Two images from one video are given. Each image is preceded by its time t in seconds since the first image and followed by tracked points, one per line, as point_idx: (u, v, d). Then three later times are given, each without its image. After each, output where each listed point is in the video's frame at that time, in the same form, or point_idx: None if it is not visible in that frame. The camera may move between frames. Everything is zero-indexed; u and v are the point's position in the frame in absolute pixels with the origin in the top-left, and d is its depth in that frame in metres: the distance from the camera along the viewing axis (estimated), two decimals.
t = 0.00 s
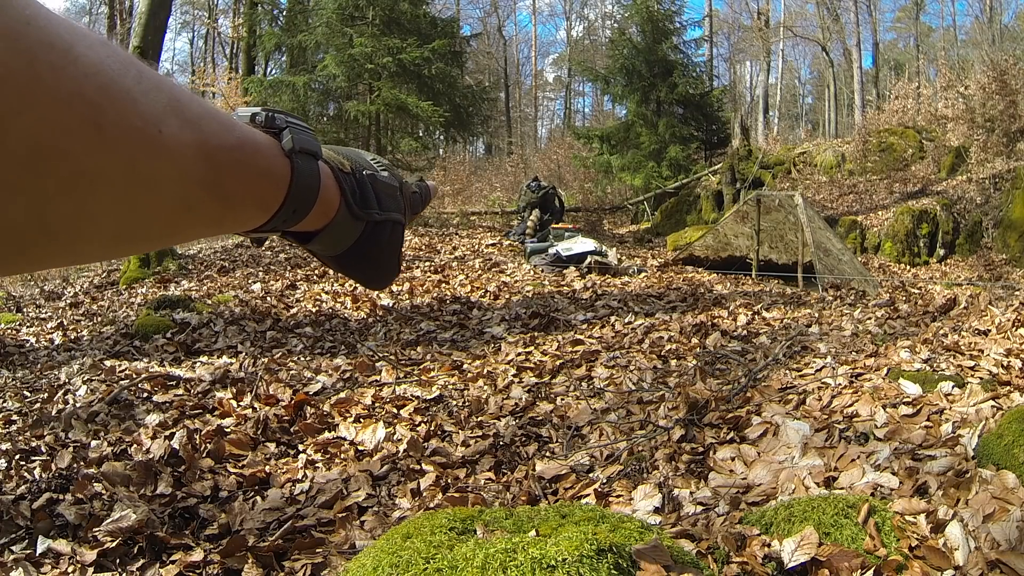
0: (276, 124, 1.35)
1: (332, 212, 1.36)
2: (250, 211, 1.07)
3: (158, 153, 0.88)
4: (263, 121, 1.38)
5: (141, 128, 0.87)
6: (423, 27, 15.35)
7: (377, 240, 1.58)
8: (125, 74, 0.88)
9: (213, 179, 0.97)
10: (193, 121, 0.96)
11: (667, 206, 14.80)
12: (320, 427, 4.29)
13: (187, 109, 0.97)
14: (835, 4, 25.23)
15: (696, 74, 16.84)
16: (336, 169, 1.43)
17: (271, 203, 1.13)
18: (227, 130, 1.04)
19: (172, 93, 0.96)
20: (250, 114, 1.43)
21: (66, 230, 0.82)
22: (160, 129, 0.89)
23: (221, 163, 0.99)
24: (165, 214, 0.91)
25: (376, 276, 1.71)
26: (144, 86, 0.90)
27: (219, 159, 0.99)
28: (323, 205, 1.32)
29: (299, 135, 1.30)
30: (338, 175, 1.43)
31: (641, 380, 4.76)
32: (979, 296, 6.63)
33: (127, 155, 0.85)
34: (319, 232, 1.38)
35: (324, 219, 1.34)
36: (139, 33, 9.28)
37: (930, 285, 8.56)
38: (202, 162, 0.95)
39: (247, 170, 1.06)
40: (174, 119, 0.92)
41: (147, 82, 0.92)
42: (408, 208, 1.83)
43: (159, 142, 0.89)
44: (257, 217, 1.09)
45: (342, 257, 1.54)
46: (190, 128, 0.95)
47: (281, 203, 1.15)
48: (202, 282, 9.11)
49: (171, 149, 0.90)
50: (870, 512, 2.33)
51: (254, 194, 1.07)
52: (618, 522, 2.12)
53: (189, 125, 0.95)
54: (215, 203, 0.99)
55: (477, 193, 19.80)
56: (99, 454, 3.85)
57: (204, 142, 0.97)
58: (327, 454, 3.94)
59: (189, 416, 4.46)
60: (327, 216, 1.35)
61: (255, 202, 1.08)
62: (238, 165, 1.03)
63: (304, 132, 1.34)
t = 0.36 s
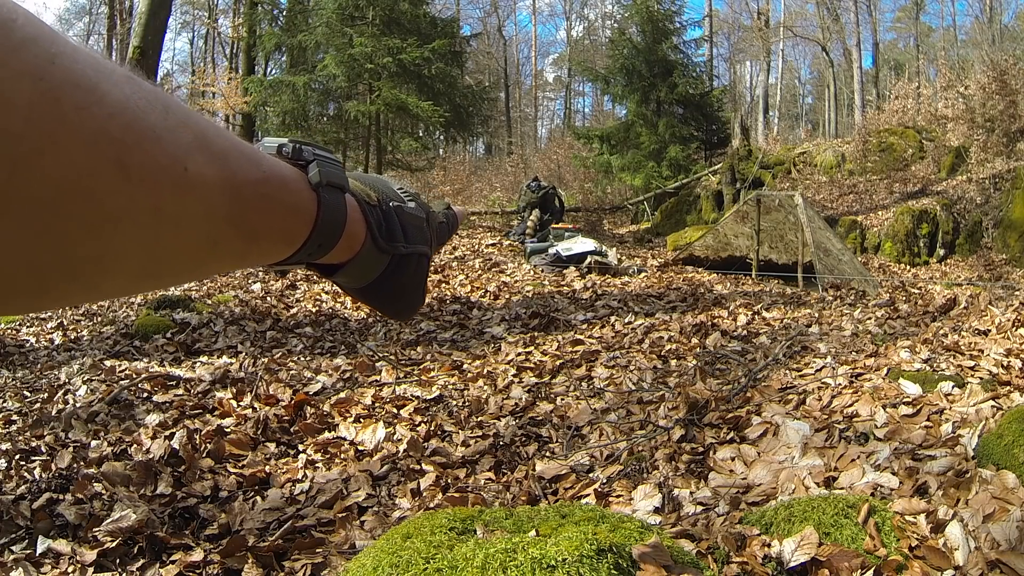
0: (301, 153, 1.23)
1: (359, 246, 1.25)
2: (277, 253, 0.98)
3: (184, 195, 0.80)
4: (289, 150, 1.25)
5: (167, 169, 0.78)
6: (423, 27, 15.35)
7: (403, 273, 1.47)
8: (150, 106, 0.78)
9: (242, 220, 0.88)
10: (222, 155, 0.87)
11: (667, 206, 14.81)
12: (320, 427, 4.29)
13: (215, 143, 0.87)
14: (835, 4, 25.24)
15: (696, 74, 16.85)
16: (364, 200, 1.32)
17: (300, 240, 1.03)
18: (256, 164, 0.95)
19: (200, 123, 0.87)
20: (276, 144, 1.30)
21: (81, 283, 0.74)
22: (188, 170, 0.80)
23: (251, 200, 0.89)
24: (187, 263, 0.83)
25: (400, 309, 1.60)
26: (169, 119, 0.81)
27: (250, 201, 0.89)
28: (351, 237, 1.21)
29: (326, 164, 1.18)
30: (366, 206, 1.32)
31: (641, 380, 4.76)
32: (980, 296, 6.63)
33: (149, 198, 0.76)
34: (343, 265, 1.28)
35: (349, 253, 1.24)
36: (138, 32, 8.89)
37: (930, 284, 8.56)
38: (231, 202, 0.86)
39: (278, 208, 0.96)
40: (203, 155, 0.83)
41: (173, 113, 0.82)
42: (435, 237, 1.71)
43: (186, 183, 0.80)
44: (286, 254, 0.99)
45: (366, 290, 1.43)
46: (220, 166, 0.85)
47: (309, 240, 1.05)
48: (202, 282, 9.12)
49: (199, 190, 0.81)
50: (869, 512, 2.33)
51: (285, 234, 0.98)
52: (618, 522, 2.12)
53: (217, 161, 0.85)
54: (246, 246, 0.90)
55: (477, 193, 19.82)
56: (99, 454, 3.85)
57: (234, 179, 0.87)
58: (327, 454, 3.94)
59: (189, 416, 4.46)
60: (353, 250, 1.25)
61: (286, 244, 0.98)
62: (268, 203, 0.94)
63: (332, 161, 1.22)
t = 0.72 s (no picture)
0: (309, 176, 1.34)
1: (364, 269, 1.37)
2: (279, 268, 1.09)
3: (185, 216, 0.92)
4: (298, 173, 1.36)
5: (167, 192, 0.90)
6: (423, 27, 15.33)
7: (409, 295, 1.58)
8: (155, 136, 0.92)
9: (242, 239, 1.01)
10: (224, 180, 1.00)
11: (667, 206, 14.80)
12: (320, 427, 4.29)
13: (217, 167, 1.00)
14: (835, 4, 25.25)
15: (696, 74, 16.84)
16: (373, 224, 1.44)
17: (305, 262, 1.16)
18: (262, 189, 1.08)
19: (204, 149, 1.01)
20: (287, 165, 1.42)
21: (95, 292, 0.87)
22: (188, 192, 0.93)
23: (249, 221, 1.02)
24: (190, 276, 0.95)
25: (407, 330, 1.71)
26: (174, 147, 0.94)
27: (247, 219, 1.02)
28: (357, 262, 1.34)
29: (334, 190, 1.29)
30: (374, 230, 1.43)
31: (641, 380, 4.76)
32: (979, 296, 6.64)
33: (152, 218, 0.89)
34: (351, 286, 1.40)
35: (356, 276, 1.36)
36: (138, 32, 8.74)
37: (930, 285, 8.56)
38: (229, 221, 0.98)
39: (277, 229, 1.08)
40: (201, 178, 0.96)
41: (176, 139, 0.96)
42: (444, 261, 1.83)
43: (187, 204, 0.92)
44: (287, 274, 1.12)
45: (373, 310, 1.55)
46: (218, 187, 0.98)
47: (314, 261, 1.18)
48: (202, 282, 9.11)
49: (195, 209, 0.93)
50: (870, 512, 2.33)
51: (285, 253, 1.10)
52: (619, 522, 2.12)
53: (219, 185, 0.98)
54: (245, 262, 1.02)
55: (477, 193, 19.82)
56: (99, 454, 3.85)
57: (234, 202, 1.00)
58: (327, 455, 3.94)
59: (189, 416, 4.46)
60: (360, 273, 1.37)
61: (287, 260, 1.11)
62: (268, 222, 1.06)
63: (340, 185, 1.34)
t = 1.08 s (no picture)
0: (255, 225, 1.33)
1: (313, 317, 1.35)
2: (222, 317, 1.07)
3: (120, 277, 0.90)
4: (243, 222, 1.35)
5: (101, 255, 0.88)
6: (423, 27, 15.34)
7: (361, 342, 1.56)
8: (85, 194, 0.88)
9: (182, 294, 0.98)
10: (163, 235, 0.97)
11: (667, 206, 14.80)
12: (320, 427, 4.30)
13: (156, 222, 0.97)
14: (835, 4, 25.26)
15: (696, 74, 16.84)
16: (320, 271, 1.43)
17: (250, 310, 1.14)
18: (204, 240, 1.05)
19: (142, 201, 0.97)
20: (230, 212, 1.41)
21: (23, 357, 0.84)
22: (123, 254, 0.90)
23: (190, 277, 0.99)
24: (126, 333, 0.93)
25: (361, 378, 1.67)
26: (108, 206, 0.90)
27: (188, 274, 0.99)
28: (305, 309, 1.32)
29: (281, 237, 1.29)
30: (322, 277, 1.42)
31: (641, 380, 4.76)
32: (979, 296, 6.64)
33: (85, 281, 0.86)
34: (301, 336, 1.38)
35: (305, 324, 1.34)
36: (137, 31, 8.70)
37: (930, 285, 8.56)
38: (168, 279, 0.96)
39: (219, 281, 1.06)
40: (138, 236, 0.93)
41: (112, 196, 0.92)
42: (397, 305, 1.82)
43: (121, 266, 0.90)
44: (231, 322, 1.10)
45: (325, 359, 1.52)
46: (156, 244, 0.95)
47: (259, 311, 1.16)
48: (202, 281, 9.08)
49: (132, 270, 0.91)
50: (870, 512, 2.33)
51: (227, 303, 1.08)
52: (618, 522, 2.12)
53: (157, 241, 0.95)
54: (185, 314, 0.99)
55: (477, 193, 19.81)
56: (99, 454, 3.85)
57: (173, 256, 0.97)
58: (327, 454, 3.94)
59: (189, 416, 4.46)
60: (309, 321, 1.35)
61: (229, 309, 1.08)
62: (212, 276, 1.04)
63: (287, 234, 1.33)
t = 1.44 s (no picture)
0: (215, 193, 1.23)
1: (273, 284, 1.26)
2: (185, 287, 0.99)
3: (87, 242, 0.82)
4: (204, 189, 1.25)
5: (70, 218, 0.80)
6: (423, 27, 15.35)
7: (320, 306, 1.48)
8: (51, 153, 0.80)
9: (148, 260, 0.91)
10: (128, 199, 0.89)
11: (667, 206, 14.80)
12: (320, 427, 4.30)
13: (121, 185, 0.89)
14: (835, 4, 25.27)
15: (696, 74, 16.84)
16: (280, 236, 1.32)
17: (213, 280, 1.06)
18: (168, 206, 0.97)
19: (104, 163, 0.89)
20: (191, 181, 1.31)
21: None
22: (92, 217, 0.83)
23: (156, 244, 0.92)
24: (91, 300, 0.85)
25: (319, 341, 1.59)
26: (72, 168, 0.82)
27: (158, 242, 0.92)
28: (265, 274, 1.22)
29: (240, 203, 1.18)
30: (282, 241, 1.32)
31: (641, 380, 4.76)
32: (979, 296, 6.64)
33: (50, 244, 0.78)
34: (261, 301, 1.28)
35: (266, 289, 1.24)
36: (137, 31, 8.68)
37: (930, 285, 8.57)
38: (136, 245, 0.89)
39: (182, 248, 0.98)
40: (106, 200, 0.86)
41: (77, 157, 0.84)
42: (355, 269, 1.73)
43: (88, 230, 0.82)
44: (197, 293, 1.03)
45: (283, 323, 1.43)
46: (125, 210, 0.88)
47: (223, 280, 1.08)
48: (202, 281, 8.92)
49: (103, 235, 0.84)
50: (870, 512, 2.33)
51: (191, 271, 1.00)
52: (619, 521, 2.12)
53: (123, 206, 0.88)
54: (151, 281, 0.92)
55: (477, 193, 19.82)
56: (99, 454, 3.85)
57: (139, 222, 0.90)
58: (327, 454, 3.94)
59: (189, 416, 4.46)
60: (270, 287, 1.25)
61: (193, 277, 1.00)
62: (178, 243, 0.97)
63: (246, 198, 1.23)
